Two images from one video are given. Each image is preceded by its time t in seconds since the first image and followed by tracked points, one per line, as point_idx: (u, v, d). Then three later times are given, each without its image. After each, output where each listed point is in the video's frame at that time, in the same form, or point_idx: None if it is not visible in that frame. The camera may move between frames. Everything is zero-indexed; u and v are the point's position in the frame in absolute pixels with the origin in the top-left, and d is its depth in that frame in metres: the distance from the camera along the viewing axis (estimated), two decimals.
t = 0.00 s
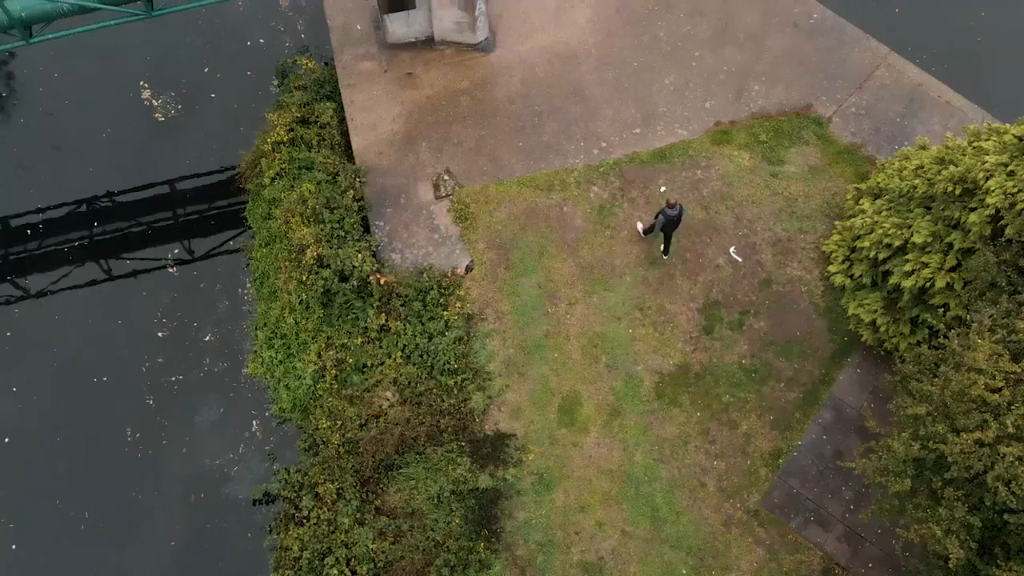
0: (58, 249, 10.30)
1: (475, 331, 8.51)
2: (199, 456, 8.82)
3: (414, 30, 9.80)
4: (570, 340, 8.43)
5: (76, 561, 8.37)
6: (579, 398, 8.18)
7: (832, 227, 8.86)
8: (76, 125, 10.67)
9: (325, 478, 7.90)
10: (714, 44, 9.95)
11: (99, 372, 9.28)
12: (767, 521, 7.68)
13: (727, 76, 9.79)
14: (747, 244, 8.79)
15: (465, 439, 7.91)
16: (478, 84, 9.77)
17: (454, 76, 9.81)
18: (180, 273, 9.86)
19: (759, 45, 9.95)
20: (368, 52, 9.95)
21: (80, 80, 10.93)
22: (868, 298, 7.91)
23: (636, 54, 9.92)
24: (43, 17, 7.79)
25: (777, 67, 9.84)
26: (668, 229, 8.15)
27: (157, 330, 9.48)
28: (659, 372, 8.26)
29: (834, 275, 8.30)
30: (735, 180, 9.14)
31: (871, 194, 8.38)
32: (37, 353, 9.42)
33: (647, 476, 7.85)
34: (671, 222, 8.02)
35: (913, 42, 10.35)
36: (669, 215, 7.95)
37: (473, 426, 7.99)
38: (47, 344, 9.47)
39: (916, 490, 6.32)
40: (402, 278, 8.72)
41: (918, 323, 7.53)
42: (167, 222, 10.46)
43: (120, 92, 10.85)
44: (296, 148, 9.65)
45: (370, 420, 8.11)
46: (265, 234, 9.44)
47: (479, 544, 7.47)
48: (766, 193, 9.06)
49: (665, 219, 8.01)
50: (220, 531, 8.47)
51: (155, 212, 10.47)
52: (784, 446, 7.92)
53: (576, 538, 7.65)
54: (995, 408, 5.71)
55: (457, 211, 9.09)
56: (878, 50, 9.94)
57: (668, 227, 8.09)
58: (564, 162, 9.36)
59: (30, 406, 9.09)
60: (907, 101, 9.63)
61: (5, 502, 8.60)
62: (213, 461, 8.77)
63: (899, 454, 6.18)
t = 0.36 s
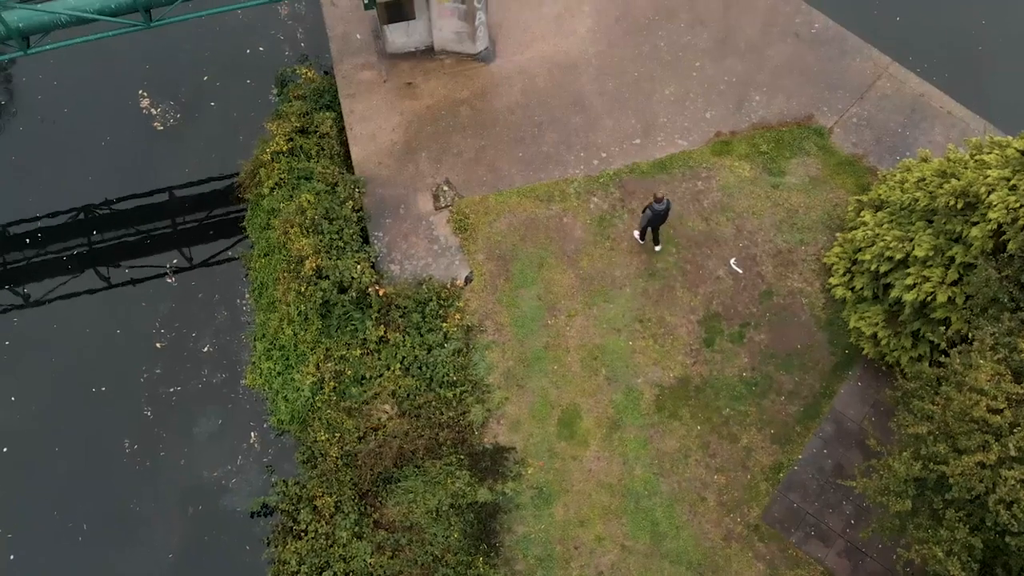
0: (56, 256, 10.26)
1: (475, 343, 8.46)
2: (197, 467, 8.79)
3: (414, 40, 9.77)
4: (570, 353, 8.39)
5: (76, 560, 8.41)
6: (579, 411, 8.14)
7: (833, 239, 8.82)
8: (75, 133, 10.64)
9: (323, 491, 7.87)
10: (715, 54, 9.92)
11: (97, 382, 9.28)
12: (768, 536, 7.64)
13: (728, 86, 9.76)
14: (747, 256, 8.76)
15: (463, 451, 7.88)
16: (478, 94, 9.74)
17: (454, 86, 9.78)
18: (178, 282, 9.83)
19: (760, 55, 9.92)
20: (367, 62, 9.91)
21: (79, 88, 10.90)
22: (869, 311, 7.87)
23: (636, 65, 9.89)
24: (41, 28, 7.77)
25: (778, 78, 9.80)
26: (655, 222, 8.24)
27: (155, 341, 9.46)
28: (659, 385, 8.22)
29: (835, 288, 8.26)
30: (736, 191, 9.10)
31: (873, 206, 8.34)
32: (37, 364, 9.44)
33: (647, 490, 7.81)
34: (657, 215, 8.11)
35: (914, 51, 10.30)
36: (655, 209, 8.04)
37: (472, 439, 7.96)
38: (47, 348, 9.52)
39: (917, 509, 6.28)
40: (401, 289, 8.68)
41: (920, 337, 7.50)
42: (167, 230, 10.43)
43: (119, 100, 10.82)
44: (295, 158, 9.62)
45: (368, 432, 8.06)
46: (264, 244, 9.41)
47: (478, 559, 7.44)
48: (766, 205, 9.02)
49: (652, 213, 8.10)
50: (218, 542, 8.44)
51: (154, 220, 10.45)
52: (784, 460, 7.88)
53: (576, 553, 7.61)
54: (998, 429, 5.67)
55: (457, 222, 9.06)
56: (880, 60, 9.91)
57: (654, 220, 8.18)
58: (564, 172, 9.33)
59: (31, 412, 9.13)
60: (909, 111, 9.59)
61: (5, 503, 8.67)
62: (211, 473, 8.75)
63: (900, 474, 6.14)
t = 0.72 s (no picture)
0: (55, 266, 10.20)
1: (475, 358, 8.41)
2: (195, 483, 8.78)
3: (414, 52, 9.72)
4: (570, 369, 8.34)
5: (76, 563, 8.50)
6: (579, 427, 8.10)
7: (835, 254, 8.77)
8: (74, 143, 10.59)
9: (322, 508, 7.82)
10: (717, 67, 9.87)
11: (95, 397, 9.25)
12: (769, 555, 7.62)
13: (730, 99, 9.71)
14: (749, 271, 8.70)
15: (462, 469, 7.85)
16: (478, 106, 9.70)
17: (454, 99, 9.73)
18: (177, 294, 9.78)
19: (762, 68, 9.87)
20: (367, 74, 9.86)
21: (77, 98, 10.85)
22: (871, 328, 7.82)
23: (637, 78, 9.84)
24: (39, 42, 7.74)
25: (780, 91, 9.75)
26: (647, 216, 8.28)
27: (153, 355, 9.42)
28: (660, 402, 8.17)
29: (837, 304, 8.21)
30: (737, 206, 9.05)
31: (875, 222, 8.29)
32: (34, 377, 9.40)
33: (647, 509, 7.79)
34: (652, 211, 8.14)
35: (915, 61, 10.18)
36: (651, 204, 8.06)
37: (471, 456, 7.93)
38: (46, 359, 9.51)
39: (919, 536, 6.25)
40: (400, 305, 8.64)
41: (922, 354, 7.45)
42: (166, 241, 10.38)
43: (119, 110, 10.77)
44: (295, 171, 9.57)
45: (367, 449, 8.00)
46: (263, 257, 9.36)
47: None
48: (768, 219, 8.97)
49: (646, 208, 8.12)
50: (216, 559, 8.46)
51: (153, 230, 10.40)
52: (786, 478, 7.84)
53: (576, 572, 7.60)
54: (1001, 457, 5.63)
55: (457, 236, 9.01)
56: (882, 72, 9.86)
57: (647, 214, 8.22)
58: (564, 186, 9.28)
59: (29, 425, 9.12)
60: (911, 124, 9.55)
61: (5, 501, 8.74)
62: (209, 489, 8.73)
63: (902, 500, 6.09)
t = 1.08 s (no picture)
0: (53, 278, 10.17)
1: (473, 376, 8.34)
2: (192, 500, 8.73)
3: (413, 66, 9.66)
4: (569, 387, 8.27)
5: None
6: (578, 447, 8.04)
7: (836, 271, 8.70)
8: (72, 156, 10.52)
9: (319, 527, 7.76)
10: (718, 81, 9.81)
11: (91, 412, 9.18)
12: None
13: (730, 114, 9.65)
14: (750, 288, 8.64)
15: (461, 489, 7.77)
16: (477, 121, 9.64)
17: (453, 113, 9.68)
18: (174, 310, 9.70)
19: (763, 82, 9.81)
20: (366, 89, 9.81)
21: (75, 110, 10.78)
22: (873, 347, 7.76)
23: (638, 92, 9.78)
24: (35, 58, 7.68)
25: (781, 105, 9.69)
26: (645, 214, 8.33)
27: (150, 371, 9.36)
28: (660, 422, 8.11)
29: (838, 322, 8.15)
30: (738, 222, 8.99)
31: (877, 239, 8.23)
32: (30, 391, 9.31)
33: (647, 531, 7.73)
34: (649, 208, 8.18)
35: (915, 74, 10.09)
36: (647, 201, 8.10)
37: (470, 475, 7.86)
38: (42, 373, 9.42)
39: (922, 565, 6.17)
40: (397, 321, 8.55)
41: (924, 375, 7.40)
42: (164, 253, 10.34)
43: (116, 123, 10.70)
44: (293, 185, 9.49)
45: (364, 468, 7.94)
46: (260, 273, 9.30)
47: None
48: (769, 236, 8.90)
49: (642, 205, 8.17)
50: None
51: (151, 241, 10.34)
52: (787, 499, 7.79)
53: None
54: (1004, 490, 5.59)
55: (456, 252, 8.96)
56: (884, 86, 9.79)
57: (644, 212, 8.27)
58: (564, 202, 9.22)
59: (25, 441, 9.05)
60: (913, 139, 9.50)
61: (5, 501, 8.76)
62: (206, 506, 8.69)
63: (905, 530, 6.03)
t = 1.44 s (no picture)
0: (49, 290, 10.10)
1: (470, 395, 8.28)
2: (187, 519, 8.70)
3: (411, 81, 9.59)
4: (567, 407, 8.22)
5: None
6: (576, 467, 8.00)
7: (836, 289, 8.64)
8: (68, 167, 10.46)
9: (314, 548, 7.75)
10: (717, 96, 9.75)
11: (87, 428, 9.15)
12: None
13: (730, 129, 9.59)
14: (749, 306, 8.58)
15: (456, 510, 7.78)
16: (475, 136, 9.59)
17: (450, 128, 9.62)
18: (169, 327, 9.62)
19: (762, 97, 9.75)
20: (363, 103, 9.75)
21: (71, 123, 10.70)
22: (872, 368, 7.71)
23: (637, 107, 9.73)
24: (28, 76, 7.61)
25: (781, 120, 9.63)
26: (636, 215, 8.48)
27: (145, 389, 9.29)
28: (658, 442, 8.06)
29: (838, 341, 8.08)
30: (737, 239, 8.93)
31: (877, 258, 8.17)
32: (25, 408, 9.26)
33: (645, 552, 7.72)
34: (638, 208, 8.33)
35: (916, 88, 9.99)
36: (635, 202, 8.26)
37: (466, 496, 7.85)
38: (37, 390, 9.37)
39: None
40: (394, 339, 8.49)
41: (925, 396, 7.35)
42: (161, 265, 10.26)
43: (112, 136, 10.61)
44: (289, 201, 9.43)
45: (360, 488, 7.92)
46: (256, 289, 9.23)
47: None
48: (768, 253, 8.84)
49: (631, 206, 8.32)
50: None
51: (147, 253, 10.27)
52: (785, 521, 7.77)
53: None
54: (1005, 525, 5.64)
55: (453, 269, 8.89)
56: (885, 101, 9.72)
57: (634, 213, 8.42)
58: (562, 218, 9.18)
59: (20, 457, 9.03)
60: (914, 155, 9.44)
61: (5, 501, 8.84)
62: (201, 526, 8.66)
63: (904, 562, 6.03)
